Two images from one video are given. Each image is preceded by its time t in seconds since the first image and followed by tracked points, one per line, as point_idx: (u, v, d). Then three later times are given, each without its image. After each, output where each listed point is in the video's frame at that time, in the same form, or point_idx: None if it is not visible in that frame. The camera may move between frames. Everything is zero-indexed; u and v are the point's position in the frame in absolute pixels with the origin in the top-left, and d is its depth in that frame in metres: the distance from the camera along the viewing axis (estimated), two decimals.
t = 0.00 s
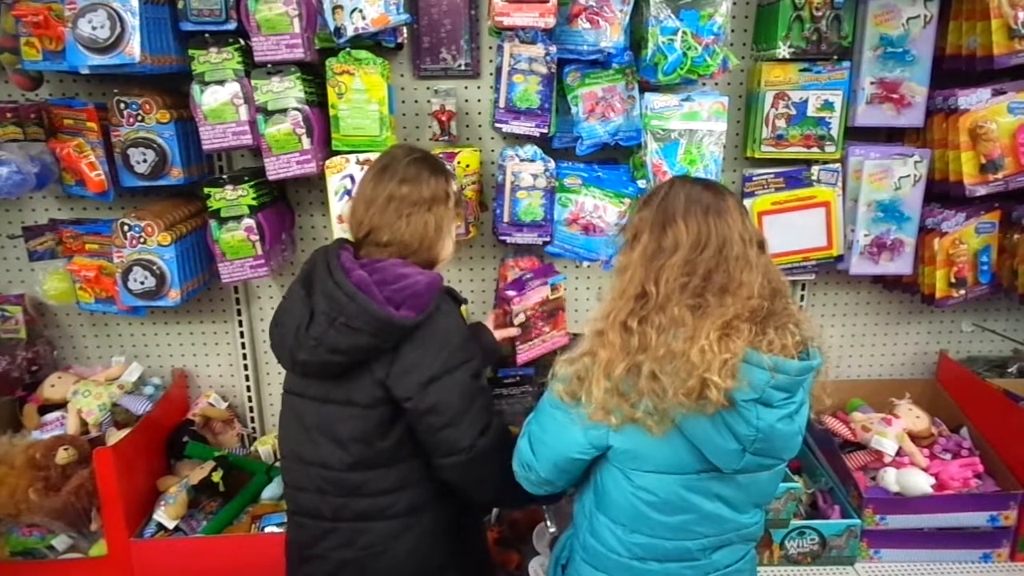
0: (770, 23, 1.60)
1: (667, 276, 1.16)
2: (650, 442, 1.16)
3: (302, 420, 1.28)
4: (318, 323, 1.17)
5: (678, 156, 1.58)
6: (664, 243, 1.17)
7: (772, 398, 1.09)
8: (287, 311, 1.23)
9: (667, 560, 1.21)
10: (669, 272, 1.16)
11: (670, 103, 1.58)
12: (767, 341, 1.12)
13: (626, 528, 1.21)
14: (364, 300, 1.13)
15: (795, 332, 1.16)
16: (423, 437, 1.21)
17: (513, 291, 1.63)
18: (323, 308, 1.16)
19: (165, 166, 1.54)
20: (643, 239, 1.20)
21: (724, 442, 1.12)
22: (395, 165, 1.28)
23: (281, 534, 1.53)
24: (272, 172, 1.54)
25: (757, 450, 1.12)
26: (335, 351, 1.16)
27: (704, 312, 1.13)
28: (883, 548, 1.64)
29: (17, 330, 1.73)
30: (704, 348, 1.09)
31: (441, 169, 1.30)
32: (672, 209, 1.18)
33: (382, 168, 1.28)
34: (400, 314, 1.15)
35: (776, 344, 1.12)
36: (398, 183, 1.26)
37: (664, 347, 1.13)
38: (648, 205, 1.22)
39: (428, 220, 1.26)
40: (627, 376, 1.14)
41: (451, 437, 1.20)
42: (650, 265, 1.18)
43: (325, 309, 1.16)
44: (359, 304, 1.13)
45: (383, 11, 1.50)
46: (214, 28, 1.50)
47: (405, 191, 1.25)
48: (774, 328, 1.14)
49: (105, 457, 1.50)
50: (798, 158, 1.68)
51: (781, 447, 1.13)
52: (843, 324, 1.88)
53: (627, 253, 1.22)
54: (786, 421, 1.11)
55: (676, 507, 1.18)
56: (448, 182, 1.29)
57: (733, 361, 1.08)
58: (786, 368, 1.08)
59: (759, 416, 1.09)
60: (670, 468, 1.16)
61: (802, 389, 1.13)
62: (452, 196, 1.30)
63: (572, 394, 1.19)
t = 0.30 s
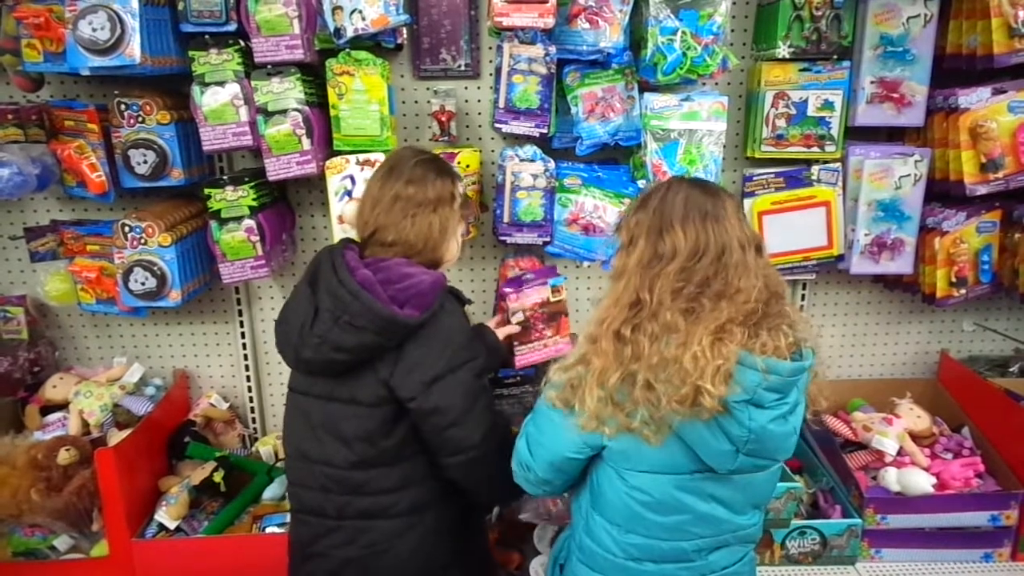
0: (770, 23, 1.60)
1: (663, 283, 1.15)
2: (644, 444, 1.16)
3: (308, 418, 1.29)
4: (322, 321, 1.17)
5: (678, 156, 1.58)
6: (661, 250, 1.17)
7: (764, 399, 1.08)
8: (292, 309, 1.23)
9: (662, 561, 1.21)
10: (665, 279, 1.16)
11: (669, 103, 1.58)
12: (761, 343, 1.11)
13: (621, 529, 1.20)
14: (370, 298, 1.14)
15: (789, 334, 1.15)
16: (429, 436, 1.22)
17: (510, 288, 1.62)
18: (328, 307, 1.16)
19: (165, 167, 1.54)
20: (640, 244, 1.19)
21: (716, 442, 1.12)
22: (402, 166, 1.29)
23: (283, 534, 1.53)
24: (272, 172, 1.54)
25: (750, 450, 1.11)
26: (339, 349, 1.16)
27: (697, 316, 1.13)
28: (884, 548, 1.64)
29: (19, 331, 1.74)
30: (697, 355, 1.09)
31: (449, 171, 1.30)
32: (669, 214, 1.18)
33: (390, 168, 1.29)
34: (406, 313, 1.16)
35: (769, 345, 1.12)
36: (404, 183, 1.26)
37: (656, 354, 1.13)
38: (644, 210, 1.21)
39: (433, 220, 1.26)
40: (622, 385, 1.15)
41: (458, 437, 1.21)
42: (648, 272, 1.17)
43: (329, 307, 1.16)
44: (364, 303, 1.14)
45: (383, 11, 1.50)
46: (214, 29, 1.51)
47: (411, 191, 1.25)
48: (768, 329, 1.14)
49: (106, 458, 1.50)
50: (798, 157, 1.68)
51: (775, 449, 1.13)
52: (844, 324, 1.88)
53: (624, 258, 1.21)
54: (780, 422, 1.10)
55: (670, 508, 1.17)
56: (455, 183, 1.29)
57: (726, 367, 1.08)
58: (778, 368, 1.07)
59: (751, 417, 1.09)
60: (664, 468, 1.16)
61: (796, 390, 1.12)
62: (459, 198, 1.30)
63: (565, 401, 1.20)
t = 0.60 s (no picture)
0: (775, 24, 1.59)
1: (661, 295, 1.14)
2: (641, 449, 1.15)
3: (312, 416, 1.29)
4: (326, 328, 1.18)
5: (682, 156, 1.58)
6: (661, 262, 1.16)
7: (757, 396, 1.09)
8: (294, 311, 1.23)
9: (658, 560, 1.20)
10: (663, 290, 1.14)
11: (673, 103, 1.58)
12: (754, 340, 1.10)
13: (617, 526, 1.20)
14: (372, 306, 1.14)
15: (783, 329, 1.14)
16: (438, 440, 1.22)
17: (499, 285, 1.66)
18: (332, 313, 1.17)
19: (170, 167, 1.55)
20: (639, 257, 1.18)
21: (710, 440, 1.11)
22: (405, 163, 1.29)
23: (287, 533, 1.53)
24: (276, 172, 1.55)
25: (745, 449, 1.11)
26: (343, 355, 1.17)
27: (692, 322, 1.11)
28: (888, 549, 1.64)
29: (24, 330, 1.74)
30: (689, 360, 1.07)
31: (450, 169, 1.29)
32: (667, 224, 1.16)
33: (392, 166, 1.29)
34: (408, 320, 1.16)
35: (761, 343, 1.10)
36: (404, 181, 1.26)
37: (651, 362, 1.11)
38: (641, 219, 1.19)
39: (433, 219, 1.26)
40: (621, 399, 1.13)
41: (467, 439, 1.22)
42: (648, 285, 1.15)
43: (332, 314, 1.16)
44: (365, 309, 1.14)
45: (386, 12, 1.50)
46: (218, 29, 1.51)
47: (410, 189, 1.25)
48: (761, 327, 1.12)
49: (110, 457, 1.50)
50: (802, 158, 1.68)
51: (770, 447, 1.13)
52: (848, 324, 1.88)
53: (623, 271, 1.20)
54: (773, 419, 1.11)
55: (665, 506, 1.17)
56: (456, 182, 1.29)
57: (718, 371, 1.07)
58: (768, 367, 1.08)
59: (744, 414, 1.09)
60: (660, 466, 1.16)
61: (790, 388, 1.12)
62: (461, 197, 1.29)
63: (564, 414, 1.20)
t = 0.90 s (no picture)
0: (778, 23, 1.59)
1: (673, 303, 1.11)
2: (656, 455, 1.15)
3: (306, 418, 1.29)
4: (307, 337, 1.19)
5: (683, 155, 1.58)
6: (672, 272, 1.13)
7: (764, 395, 1.09)
8: (282, 321, 1.25)
9: (658, 557, 1.20)
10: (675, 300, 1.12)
11: (674, 102, 1.58)
12: (765, 340, 1.10)
13: (618, 523, 1.20)
14: (349, 316, 1.13)
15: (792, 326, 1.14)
16: (421, 447, 1.21)
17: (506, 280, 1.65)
18: (312, 325, 1.18)
19: (171, 164, 1.55)
20: (647, 268, 1.15)
21: (716, 439, 1.11)
22: (397, 163, 1.29)
23: (287, 531, 1.54)
24: (278, 169, 1.55)
25: (749, 448, 1.11)
26: (323, 365, 1.18)
27: (702, 323, 1.09)
28: (888, 549, 1.63)
29: (26, 327, 1.74)
30: (701, 363, 1.06)
31: (442, 167, 1.28)
32: (675, 234, 1.14)
33: (384, 166, 1.29)
34: (387, 330, 1.15)
35: (772, 343, 1.10)
36: (394, 181, 1.26)
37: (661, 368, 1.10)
38: (646, 229, 1.16)
39: (422, 220, 1.25)
40: (632, 409, 1.12)
41: (450, 448, 1.20)
42: (659, 295, 1.13)
43: (313, 324, 1.17)
44: (342, 319, 1.14)
45: (388, 10, 1.50)
46: (221, 27, 1.51)
47: (400, 190, 1.24)
48: (771, 326, 1.12)
49: (111, 454, 1.51)
50: (804, 158, 1.68)
51: (773, 445, 1.12)
52: (849, 325, 1.88)
53: (631, 281, 1.17)
54: (780, 419, 1.11)
55: (666, 503, 1.17)
56: (448, 181, 1.28)
57: (730, 374, 1.07)
58: (779, 363, 1.08)
59: (750, 412, 1.09)
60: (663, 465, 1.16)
61: (797, 387, 1.12)
62: (453, 197, 1.29)
63: (569, 423, 1.21)
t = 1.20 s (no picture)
0: (780, 22, 1.59)
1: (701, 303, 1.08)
2: (684, 459, 1.14)
3: (302, 417, 1.29)
4: (298, 339, 1.19)
5: (684, 154, 1.58)
6: (696, 270, 1.10)
7: (789, 397, 1.09)
8: (276, 323, 1.25)
9: (660, 552, 1.20)
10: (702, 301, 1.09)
11: (676, 101, 1.58)
12: (797, 345, 1.09)
13: (625, 518, 1.19)
14: (337, 320, 1.14)
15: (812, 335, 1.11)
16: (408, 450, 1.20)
17: (506, 276, 1.65)
18: (303, 327, 1.18)
19: (173, 161, 1.55)
20: (673, 264, 1.12)
21: (737, 440, 1.10)
22: (392, 161, 1.28)
23: (285, 529, 1.54)
24: (279, 167, 1.55)
25: (766, 448, 1.11)
26: (315, 367, 1.18)
27: (735, 326, 1.07)
28: (888, 549, 1.63)
29: (27, 323, 1.75)
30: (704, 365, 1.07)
31: (438, 165, 1.28)
32: (697, 232, 1.11)
33: (378, 164, 1.29)
34: (376, 334, 1.14)
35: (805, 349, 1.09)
36: (389, 179, 1.25)
37: (696, 375, 1.08)
38: (667, 227, 1.13)
39: (418, 219, 1.24)
40: (661, 416, 1.11)
41: (437, 450, 1.19)
42: (688, 294, 1.10)
43: (304, 327, 1.18)
44: (330, 322, 1.14)
45: (390, 8, 1.50)
46: (222, 24, 1.51)
47: (396, 188, 1.24)
48: (800, 332, 1.10)
49: (111, 451, 1.51)
50: (806, 157, 1.67)
51: (786, 446, 1.12)
52: (851, 324, 1.88)
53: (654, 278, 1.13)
54: (801, 421, 1.11)
55: (675, 500, 1.16)
56: (445, 178, 1.28)
57: (767, 377, 1.06)
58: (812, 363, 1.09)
59: (775, 415, 1.09)
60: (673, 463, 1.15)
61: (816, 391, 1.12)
62: (449, 194, 1.28)
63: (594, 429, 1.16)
